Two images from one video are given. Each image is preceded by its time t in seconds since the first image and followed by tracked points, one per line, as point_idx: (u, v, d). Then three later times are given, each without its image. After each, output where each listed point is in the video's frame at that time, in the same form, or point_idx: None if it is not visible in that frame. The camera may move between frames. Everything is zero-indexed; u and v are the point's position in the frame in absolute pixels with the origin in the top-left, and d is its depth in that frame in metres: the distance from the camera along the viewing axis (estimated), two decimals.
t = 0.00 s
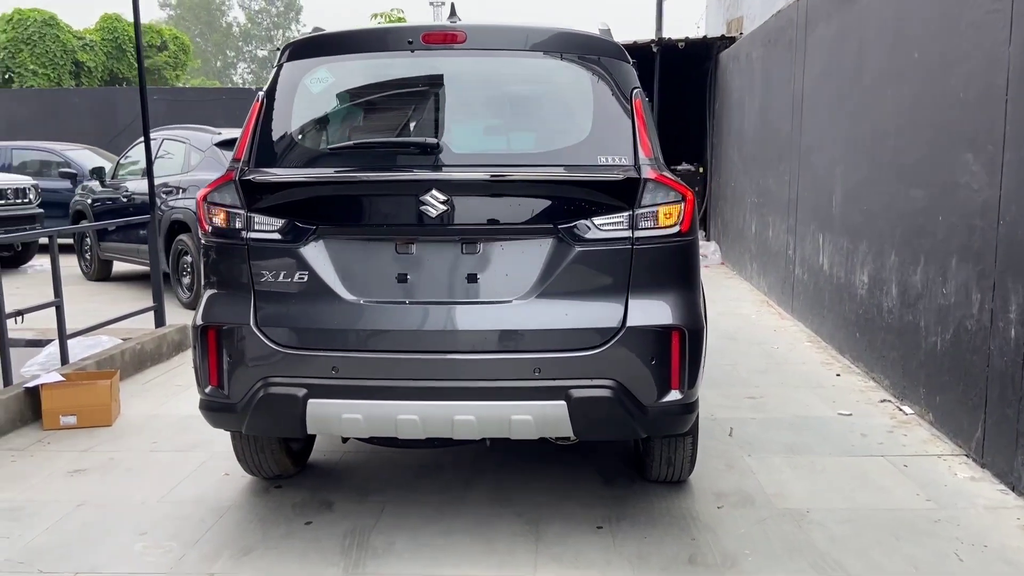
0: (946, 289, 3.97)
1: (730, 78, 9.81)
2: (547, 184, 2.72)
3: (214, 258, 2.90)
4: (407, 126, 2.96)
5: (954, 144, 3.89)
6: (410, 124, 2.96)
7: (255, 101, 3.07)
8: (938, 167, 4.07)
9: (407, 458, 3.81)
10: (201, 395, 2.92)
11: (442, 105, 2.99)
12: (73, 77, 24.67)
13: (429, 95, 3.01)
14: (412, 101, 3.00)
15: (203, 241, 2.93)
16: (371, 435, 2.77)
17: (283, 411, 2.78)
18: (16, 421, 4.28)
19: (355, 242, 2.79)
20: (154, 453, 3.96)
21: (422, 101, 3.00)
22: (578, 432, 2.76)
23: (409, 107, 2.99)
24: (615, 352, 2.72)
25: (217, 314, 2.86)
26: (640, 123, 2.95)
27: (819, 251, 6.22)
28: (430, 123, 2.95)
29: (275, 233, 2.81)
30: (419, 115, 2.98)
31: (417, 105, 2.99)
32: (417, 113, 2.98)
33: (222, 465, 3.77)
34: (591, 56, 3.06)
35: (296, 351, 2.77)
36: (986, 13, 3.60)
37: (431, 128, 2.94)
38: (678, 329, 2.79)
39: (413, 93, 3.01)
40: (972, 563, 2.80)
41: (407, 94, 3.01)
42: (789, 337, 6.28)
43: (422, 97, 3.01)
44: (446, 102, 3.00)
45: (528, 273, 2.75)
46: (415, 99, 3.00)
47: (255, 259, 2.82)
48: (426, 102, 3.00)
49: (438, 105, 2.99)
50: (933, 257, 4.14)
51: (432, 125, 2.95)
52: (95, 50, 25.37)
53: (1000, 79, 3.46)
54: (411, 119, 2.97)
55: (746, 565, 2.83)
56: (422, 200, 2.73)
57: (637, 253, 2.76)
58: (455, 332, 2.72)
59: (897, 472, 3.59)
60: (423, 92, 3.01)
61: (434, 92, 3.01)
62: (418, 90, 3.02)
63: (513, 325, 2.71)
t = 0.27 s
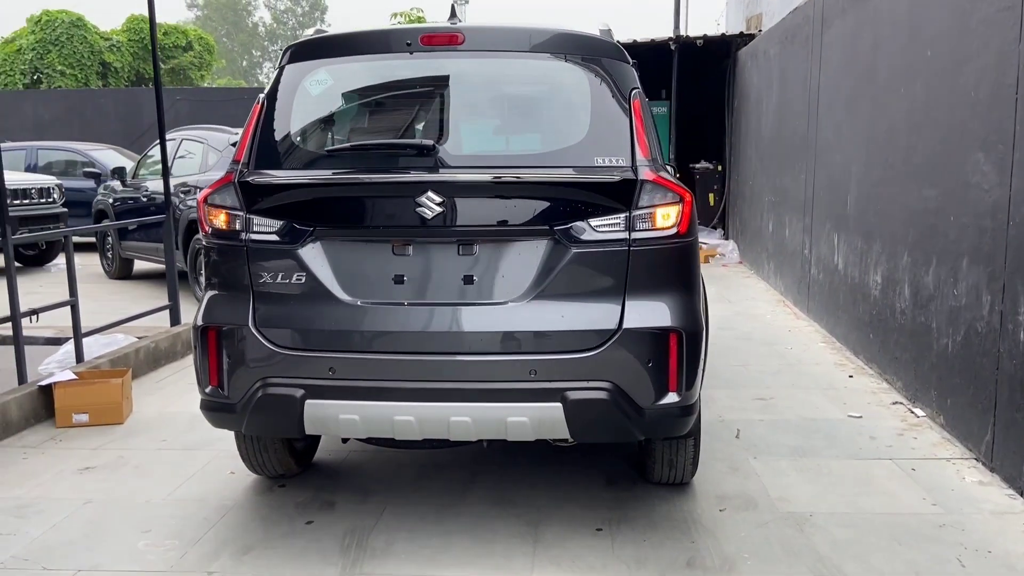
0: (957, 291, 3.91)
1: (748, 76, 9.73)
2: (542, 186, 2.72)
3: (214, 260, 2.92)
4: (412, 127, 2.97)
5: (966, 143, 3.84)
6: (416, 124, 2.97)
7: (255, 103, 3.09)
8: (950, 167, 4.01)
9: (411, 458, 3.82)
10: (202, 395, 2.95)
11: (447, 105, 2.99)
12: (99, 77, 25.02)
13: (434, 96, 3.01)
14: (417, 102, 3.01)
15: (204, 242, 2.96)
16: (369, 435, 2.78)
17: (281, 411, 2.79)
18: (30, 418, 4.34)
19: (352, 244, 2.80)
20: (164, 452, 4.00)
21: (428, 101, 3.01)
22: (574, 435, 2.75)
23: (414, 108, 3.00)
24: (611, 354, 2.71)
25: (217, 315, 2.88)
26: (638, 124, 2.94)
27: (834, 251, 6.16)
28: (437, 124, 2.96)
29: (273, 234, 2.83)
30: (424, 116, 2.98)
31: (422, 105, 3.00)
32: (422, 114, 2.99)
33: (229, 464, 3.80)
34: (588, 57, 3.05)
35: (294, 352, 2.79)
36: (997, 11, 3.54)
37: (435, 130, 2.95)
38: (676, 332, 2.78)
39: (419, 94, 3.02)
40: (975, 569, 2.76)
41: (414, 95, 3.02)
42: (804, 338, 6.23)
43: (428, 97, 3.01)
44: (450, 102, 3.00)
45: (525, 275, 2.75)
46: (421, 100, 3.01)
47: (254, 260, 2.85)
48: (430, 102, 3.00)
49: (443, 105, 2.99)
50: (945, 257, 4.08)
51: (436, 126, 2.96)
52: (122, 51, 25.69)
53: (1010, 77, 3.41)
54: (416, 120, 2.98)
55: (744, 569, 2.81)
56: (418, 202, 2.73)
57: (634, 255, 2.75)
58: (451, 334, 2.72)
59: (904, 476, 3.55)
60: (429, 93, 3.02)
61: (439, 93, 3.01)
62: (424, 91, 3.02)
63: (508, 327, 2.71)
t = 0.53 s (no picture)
0: (957, 288, 3.89)
1: (765, 73, 9.68)
2: (525, 183, 2.76)
3: (208, 256, 3.00)
4: (409, 125, 3.01)
5: (965, 140, 3.81)
6: (414, 122, 3.01)
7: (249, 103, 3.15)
8: (951, 163, 3.98)
9: (409, 452, 3.88)
10: (197, 388, 3.02)
11: (445, 103, 3.03)
12: (129, 77, 25.42)
13: (432, 94, 3.06)
14: (415, 100, 3.05)
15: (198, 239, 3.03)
16: (357, 428, 2.83)
17: (271, 404, 2.85)
18: (43, 410, 4.45)
19: (340, 241, 2.86)
20: (170, 444, 4.09)
21: (426, 99, 3.05)
22: (557, 429, 2.79)
23: (412, 105, 3.05)
24: (593, 349, 2.75)
25: (211, 310, 2.95)
26: (623, 122, 2.96)
27: (844, 248, 6.13)
28: (435, 122, 3.00)
29: (264, 231, 2.90)
30: (423, 113, 3.03)
31: (417, 105, 3.04)
32: (420, 112, 3.03)
33: (231, 456, 3.88)
34: (573, 56, 3.08)
35: (284, 347, 2.86)
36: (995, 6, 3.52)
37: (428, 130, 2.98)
38: (659, 328, 2.80)
39: (416, 92, 3.06)
40: (959, 566, 2.76)
41: (413, 93, 3.07)
42: (814, 336, 6.20)
43: (426, 96, 3.06)
44: (448, 101, 3.04)
45: (509, 271, 2.79)
46: (418, 100, 3.05)
47: (246, 257, 2.92)
48: (428, 101, 3.05)
49: (441, 103, 3.04)
50: (946, 255, 4.05)
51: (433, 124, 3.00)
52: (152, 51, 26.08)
53: (1007, 73, 3.38)
54: (414, 117, 3.02)
55: (728, 563, 2.83)
56: (403, 199, 2.79)
57: (617, 251, 2.78)
58: (436, 329, 2.77)
59: (898, 473, 3.54)
60: (427, 91, 3.06)
61: (437, 92, 3.06)
62: (422, 89, 3.07)
63: (492, 322, 2.76)
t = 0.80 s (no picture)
0: (958, 288, 3.88)
1: (780, 71, 9.65)
2: (516, 184, 2.80)
3: (209, 255, 3.07)
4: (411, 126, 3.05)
5: (966, 139, 3.81)
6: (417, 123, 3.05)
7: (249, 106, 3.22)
8: (953, 163, 3.98)
9: (411, 448, 3.94)
10: (198, 384, 3.09)
11: (447, 104, 3.07)
12: (153, 77, 25.74)
13: (435, 96, 3.09)
14: (417, 101, 3.09)
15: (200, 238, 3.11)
16: (352, 424, 2.90)
17: (268, 400, 2.92)
18: (57, 405, 4.56)
19: (336, 240, 2.92)
20: (178, 438, 4.18)
21: (428, 100, 3.09)
22: (548, 426, 2.84)
23: (414, 106, 3.09)
24: (583, 347, 2.79)
25: (212, 308, 3.03)
26: (614, 125, 2.99)
27: (854, 247, 6.11)
28: (437, 123, 3.04)
29: (262, 231, 2.97)
30: (425, 114, 3.07)
31: (419, 105, 3.08)
32: (422, 113, 3.08)
33: (237, 451, 3.96)
34: (566, 57, 3.11)
35: (281, 344, 2.93)
36: (995, 5, 3.51)
37: (429, 130, 3.02)
38: (648, 327, 2.84)
39: (416, 94, 3.10)
40: (947, 564, 2.77)
41: (415, 94, 3.11)
42: (822, 335, 6.20)
43: (429, 97, 3.09)
44: (449, 101, 3.07)
45: (501, 271, 2.84)
46: (421, 100, 3.09)
47: (244, 256, 2.99)
48: (431, 102, 3.08)
49: (443, 104, 3.07)
50: (947, 254, 4.04)
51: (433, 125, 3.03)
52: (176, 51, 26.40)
53: (1005, 72, 3.38)
54: (416, 118, 3.06)
55: (716, 560, 2.86)
56: (396, 200, 2.84)
57: (607, 251, 2.82)
58: (429, 327, 2.83)
59: (895, 472, 3.55)
60: (429, 93, 3.10)
61: (439, 93, 3.09)
62: (424, 90, 3.11)
63: (484, 320, 2.81)
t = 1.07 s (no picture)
0: (961, 290, 3.88)
1: (796, 71, 9.62)
2: (510, 188, 2.85)
3: (213, 258, 3.14)
4: (417, 130, 3.10)
5: (969, 141, 3.80)
6: (422, 127, 3.10)
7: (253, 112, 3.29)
8: (957, 165, 3.97)
9: (415, 448, 3.99)
10: (203, 383, 3.17)
11: (451, 109, 3.12)
12: (177, 78, 26.03)
13: (439, 100, 3.14)
14: (421, 105, 3.14)
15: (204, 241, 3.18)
16: (350, 424, 2.96)
17: (269, 400, 2.98)
18: (73, 403, 4.67)
19: (335, 244, 2.98)
20: (189, 436, 4.26)
21: (432, 105, 3.13)
22: (541, 427, 2.88)
23: (418, 111, 3.14)
24: (576, 350, 2.83)
25: (215, 309, 3.10)
26: (608, 130, 3.03)
27: (864, 249, 6.09)
28: (440, 127, 3.09)
29: (263, 234, 3.03)
30: (429, 118, 3.12)
31: (426, 108, 3.14)
32: (426, 117, 3.12)
33: (245, 449, 4.04)
34: (562, 63, 3.15)
35: (282, 345, 2.99)
36: (997, 8, 3.50)
37: (435, 133, 3.08)
38: (642, 330, 2.87)
39: (421, 98, 3.15)
40: (939, 567, 2.78)
41: (420, 99, 3.15)
42: (832, 336, 6.18)
43: (433, 101, 3.14)
44: (454, 106, 3.13)
45: (496, 274, 2.88)
46: (426, 104, 3.14)
47: (246, 259, 3.05)
48: (434, 107, 3.13)
49: (447, 109, 3.12)
50: (951, 257, 4.03)
51: (435, 130, 3.08)
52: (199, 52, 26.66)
53: (1006, 75, 3.37)
54: (420, 122, 3.11)
55: (709, 560, 2.89)
56: (393, 204, 2.90)
57: (600, 255, 2.86)
58: (425, 329, 2.88)
59: (894, 475, 3.56)
60: (433, 97, 3.15)
61: (443, 97, 3.14)
62: (428, 95, 3.16)
63: (479, 323, 2.85)
